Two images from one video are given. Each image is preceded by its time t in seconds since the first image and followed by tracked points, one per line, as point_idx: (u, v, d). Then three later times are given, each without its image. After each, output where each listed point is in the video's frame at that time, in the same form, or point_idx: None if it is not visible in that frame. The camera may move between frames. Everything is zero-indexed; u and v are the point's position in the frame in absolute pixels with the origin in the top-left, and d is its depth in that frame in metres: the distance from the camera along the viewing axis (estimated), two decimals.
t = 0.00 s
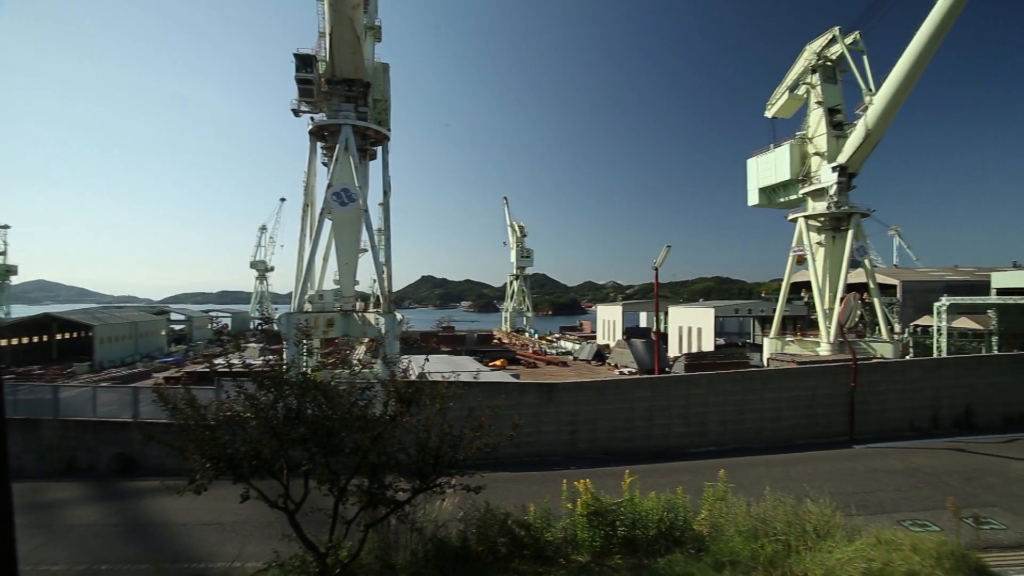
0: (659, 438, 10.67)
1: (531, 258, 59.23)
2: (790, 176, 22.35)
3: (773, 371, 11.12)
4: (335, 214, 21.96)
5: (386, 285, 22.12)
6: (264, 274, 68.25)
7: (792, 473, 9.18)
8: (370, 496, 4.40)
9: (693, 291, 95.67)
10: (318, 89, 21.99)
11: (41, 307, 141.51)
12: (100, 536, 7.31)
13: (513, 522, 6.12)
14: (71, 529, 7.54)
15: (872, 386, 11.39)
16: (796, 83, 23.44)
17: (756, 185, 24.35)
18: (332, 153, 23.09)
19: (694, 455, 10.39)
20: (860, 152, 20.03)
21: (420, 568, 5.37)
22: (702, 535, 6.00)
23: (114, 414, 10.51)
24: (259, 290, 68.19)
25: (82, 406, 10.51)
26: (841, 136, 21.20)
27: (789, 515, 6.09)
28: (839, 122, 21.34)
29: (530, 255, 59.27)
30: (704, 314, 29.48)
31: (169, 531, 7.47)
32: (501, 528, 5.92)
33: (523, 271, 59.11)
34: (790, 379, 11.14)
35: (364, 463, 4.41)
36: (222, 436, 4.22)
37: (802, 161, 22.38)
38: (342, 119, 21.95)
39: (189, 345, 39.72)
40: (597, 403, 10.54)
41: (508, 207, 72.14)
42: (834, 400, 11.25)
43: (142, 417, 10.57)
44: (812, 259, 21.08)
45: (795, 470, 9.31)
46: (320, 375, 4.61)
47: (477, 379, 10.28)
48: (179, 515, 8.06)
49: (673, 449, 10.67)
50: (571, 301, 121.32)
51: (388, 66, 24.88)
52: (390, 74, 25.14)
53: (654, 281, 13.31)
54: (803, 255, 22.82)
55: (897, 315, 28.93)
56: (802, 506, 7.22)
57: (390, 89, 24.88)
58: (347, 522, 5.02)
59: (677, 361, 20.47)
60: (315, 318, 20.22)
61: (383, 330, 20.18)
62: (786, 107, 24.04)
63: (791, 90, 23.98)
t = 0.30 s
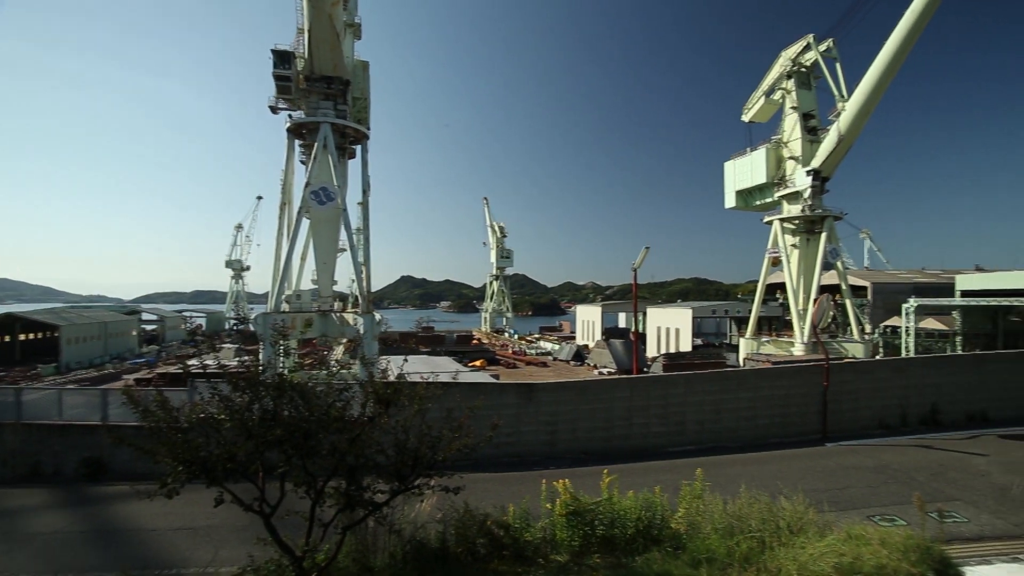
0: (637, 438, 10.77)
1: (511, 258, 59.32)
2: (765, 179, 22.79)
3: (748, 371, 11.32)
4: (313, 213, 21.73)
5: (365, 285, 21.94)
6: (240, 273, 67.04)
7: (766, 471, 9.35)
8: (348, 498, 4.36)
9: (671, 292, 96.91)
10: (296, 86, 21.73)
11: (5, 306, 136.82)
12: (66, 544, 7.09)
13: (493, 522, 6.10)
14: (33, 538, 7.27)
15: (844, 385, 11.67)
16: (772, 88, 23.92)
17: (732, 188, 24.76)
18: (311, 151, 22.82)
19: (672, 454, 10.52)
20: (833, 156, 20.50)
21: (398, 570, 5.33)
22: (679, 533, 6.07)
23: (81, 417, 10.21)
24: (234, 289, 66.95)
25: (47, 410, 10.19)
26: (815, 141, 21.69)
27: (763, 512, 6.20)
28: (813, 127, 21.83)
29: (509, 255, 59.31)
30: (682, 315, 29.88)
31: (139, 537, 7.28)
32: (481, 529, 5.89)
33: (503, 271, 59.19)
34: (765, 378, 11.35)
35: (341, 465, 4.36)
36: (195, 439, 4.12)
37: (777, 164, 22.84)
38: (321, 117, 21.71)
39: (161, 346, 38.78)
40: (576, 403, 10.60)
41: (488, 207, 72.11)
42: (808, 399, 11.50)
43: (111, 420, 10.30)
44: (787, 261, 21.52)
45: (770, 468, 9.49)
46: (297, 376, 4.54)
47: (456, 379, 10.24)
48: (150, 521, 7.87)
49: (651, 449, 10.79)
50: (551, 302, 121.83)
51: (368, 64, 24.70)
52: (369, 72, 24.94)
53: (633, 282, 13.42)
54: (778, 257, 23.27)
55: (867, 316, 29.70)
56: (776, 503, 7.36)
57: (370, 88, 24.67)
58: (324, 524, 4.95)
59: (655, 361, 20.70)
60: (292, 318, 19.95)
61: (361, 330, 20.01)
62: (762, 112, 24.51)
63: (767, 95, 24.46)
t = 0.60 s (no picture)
0: (615, 438, 10.86)
1: (491, 259, 59.30)
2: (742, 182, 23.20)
3: (724, 371, 11.50)
4: (290, 211, 21.45)
5: (342, 285, 21.71)
6: (214, 273, 65.66)
7: (741, 469, 9.50)
8: (325, 501, 4.30)
9: (649, 293, 98.07)
10: (272, 82, 21.40)
11: None
12: (28, 553, 6.84)
13: (471, 523, 6.09)
14: None
15: (816, 384, 11.94)
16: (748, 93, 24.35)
17: (710, 191, 25.14)
18: (288, 149, 22.50)
19: (650, 453, 10.63)
20: (806, 161, 20.96)
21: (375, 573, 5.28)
22: (657, 531, 6.14)
23: (45, 421, 9.89)
24: (208, 289, 65.57)
25: (8, 414, 9.83)
26: (789, 145, 22.15)
27: (739, 510, 6.28)
28: (788, 131, 22.28)
29: (489, 256, 59.28)
30: (660, 316, 30.22)
31: (106, 544, 7.08)
32: (460, 530, 5.86)
33: (482, 271, 59.18)
34: (741, 378, 11.55)
35: (318, 467, 4.30)
36: (167, 442, 4.02)
37: (753, 168, 23.26)
38: (298, 114, 21.41)
39: (130, 347, 37.76)
40: (554, 403, 10.64)
41: (468, 207, 72.01)
42: (781, 398, 11.73)
43: (78, 423, 10.00)
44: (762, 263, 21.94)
45: (746, 466, 9.64)
46: (273, 377, 4.46)
47: (434, 380, 10.19)
48: (119, 527, 7.66)
49: (629, 448, 10.89)
50: (531, 303, 122.11)
51: (347, 61, 24.44)
52: (348, 70, 24.69)
53: (612, 282, 13.51)
54: (753, 258, 23.71)
55: (838, 317, 30.45)
56: (752, 501, 7.47)
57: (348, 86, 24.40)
58: (300, 527, 4.88)
59: (634, 362, 20.90)
60: (267, 318, 19.64)
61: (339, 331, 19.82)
62: (738, 116, 24.94)
63: (744, 99, 24.89)
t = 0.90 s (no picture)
0: (595, 437, 10.93)
1: (471, 259, 59.20)
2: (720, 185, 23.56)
3: (702, 371, 11.65)
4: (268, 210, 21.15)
5: (321, 285, 21.46)
6: (189, 272, 64.28)
7: (718, 468, 9.64)
8: (302, 504, 4.24)
9: (629, 294, 98.95)
10: (250, 78, 21.05)
11: None
12: None
13: (451, 524, 6.06)
14: None
15: (791, 383, 12.17)
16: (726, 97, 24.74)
17: (688, 193, 25.47)
18: (265, 147, 22.16)
19: (629, 452, 10.72)
20: (782, 164, 21.37)
21: None
22: (635, 530, 6.20)
23: (9, 424, 9.57)
24: (183, 288, 64.17)
25: None
26: (766, 149, 22.57)
27: (715, 508, 6.38)
28: (765, 135, 22.70)
29: (469, 256, 59.16)
30: (639, 316, 30.52)
31: (74, 551, 6.88)
32: (439, 531, 5.83)
33: (463, 271, 59.05)
34: (718, 377, 11.73)
35: (295, 469, 4.22)
36: (138, 445, 3.92)
37: (731, 171, 23.64)
38: (276, 111, 21.10)
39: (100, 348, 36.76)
40: (534, 403, 10.66)
41: (448, 207, 71.89)
42: (757, 397, 11.94)
43: (43, 427, 9.69)
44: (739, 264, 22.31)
45: (722, 465, 9.79)
46: (249, 379, 4.38)
47: (414, 381, 10.13)
48: (87, 533, 7.45)
49: (608, 448, 10.97)
50: (512, 303, 122.22)
51: (326, 59, 24.17)
52: (328, 68, 24.41)
53: (591, 283, 13.70)
54: (730, 260, 24.09)
55: (813, 317, 31.10)
56: (728, 499, 7.59)
57: (328, 83, 24.12)
58: (277, 531, 4.80)
59: (613, 362, 21.07)
60: (244, 318, 19.32)
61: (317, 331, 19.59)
62: (717, 120, 25.32)
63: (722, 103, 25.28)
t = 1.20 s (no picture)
0: (573, 438, 10.98)
1: (451, 259, 59.01)
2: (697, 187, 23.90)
3: (679, 371, 11.80)
4: (243, 208, 20.79)
5: (297, 285, 21.18)
6: (161, 271, 62.73)
7: (694, 466, 9.77)
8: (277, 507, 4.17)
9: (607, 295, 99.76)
10: (225, 74, 20.65)
11: None
12: None
13: (429, 526, 6.02)
14: None
15: (765, 383, 12.40)
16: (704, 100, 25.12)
17: (667, 195, 25.78)
18: (241, 144, 21.78)
19: (607, 452, 10.81)
20: (757, 168, 21.77)
21: None
22: (613, 529, 6.25)
23: None
24: (154, 288, 62.61)
25: None
26: (742, 153, 22.97)
27: (691, 505, 6.47)
28: (741, 139, 23.10)
29: (448, 256, 58.95)
30: (618, 317, 30.78)
31: (37, 560, 6.65)
32: (417, 532, 5.79)
33: (442, 272, 58.83)
34: (695, 377, 11.90)
35: (270, 473, 4.15)
36: (106, 449, 3.80)
37: (707, 173, 24.00)
38: (252, 108, 20.74)
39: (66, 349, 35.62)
40: (513, 404, 10.68)
41: (427, 207, 71.51)
42: (733, 397, 12.14)
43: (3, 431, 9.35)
44: (716, 266, 22.66)
45: (699, 463, 9.93)
46: (223, 380, 4.29)
47: (392, 381, 10.05)
48: (52, 541, 7.22)
49: (587, 447, 11.04)
50: (491, 304, 122.16)
51: (304, 55, 23.84)
52: (305, 64, 24.08)
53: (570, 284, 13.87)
54: (707, 261, 24.45)
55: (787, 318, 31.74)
56: (704, 497, 7.70)
57: (306, 80, 23.80)
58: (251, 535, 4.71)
59: (592, 362, 21.21)
60: (218, 319, 18.95)
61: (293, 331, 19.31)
62: (694, 123, 25.69)
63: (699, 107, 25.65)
